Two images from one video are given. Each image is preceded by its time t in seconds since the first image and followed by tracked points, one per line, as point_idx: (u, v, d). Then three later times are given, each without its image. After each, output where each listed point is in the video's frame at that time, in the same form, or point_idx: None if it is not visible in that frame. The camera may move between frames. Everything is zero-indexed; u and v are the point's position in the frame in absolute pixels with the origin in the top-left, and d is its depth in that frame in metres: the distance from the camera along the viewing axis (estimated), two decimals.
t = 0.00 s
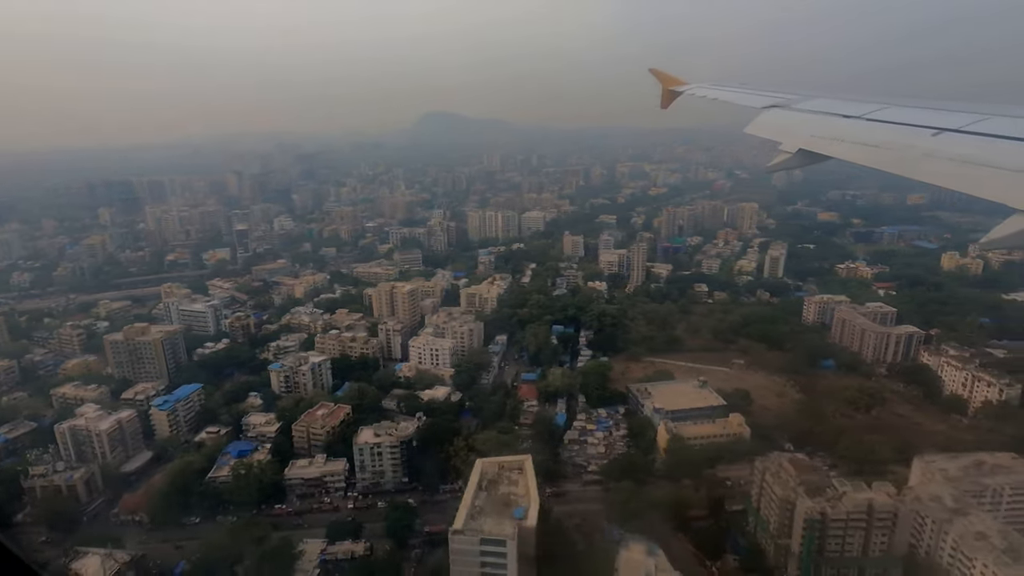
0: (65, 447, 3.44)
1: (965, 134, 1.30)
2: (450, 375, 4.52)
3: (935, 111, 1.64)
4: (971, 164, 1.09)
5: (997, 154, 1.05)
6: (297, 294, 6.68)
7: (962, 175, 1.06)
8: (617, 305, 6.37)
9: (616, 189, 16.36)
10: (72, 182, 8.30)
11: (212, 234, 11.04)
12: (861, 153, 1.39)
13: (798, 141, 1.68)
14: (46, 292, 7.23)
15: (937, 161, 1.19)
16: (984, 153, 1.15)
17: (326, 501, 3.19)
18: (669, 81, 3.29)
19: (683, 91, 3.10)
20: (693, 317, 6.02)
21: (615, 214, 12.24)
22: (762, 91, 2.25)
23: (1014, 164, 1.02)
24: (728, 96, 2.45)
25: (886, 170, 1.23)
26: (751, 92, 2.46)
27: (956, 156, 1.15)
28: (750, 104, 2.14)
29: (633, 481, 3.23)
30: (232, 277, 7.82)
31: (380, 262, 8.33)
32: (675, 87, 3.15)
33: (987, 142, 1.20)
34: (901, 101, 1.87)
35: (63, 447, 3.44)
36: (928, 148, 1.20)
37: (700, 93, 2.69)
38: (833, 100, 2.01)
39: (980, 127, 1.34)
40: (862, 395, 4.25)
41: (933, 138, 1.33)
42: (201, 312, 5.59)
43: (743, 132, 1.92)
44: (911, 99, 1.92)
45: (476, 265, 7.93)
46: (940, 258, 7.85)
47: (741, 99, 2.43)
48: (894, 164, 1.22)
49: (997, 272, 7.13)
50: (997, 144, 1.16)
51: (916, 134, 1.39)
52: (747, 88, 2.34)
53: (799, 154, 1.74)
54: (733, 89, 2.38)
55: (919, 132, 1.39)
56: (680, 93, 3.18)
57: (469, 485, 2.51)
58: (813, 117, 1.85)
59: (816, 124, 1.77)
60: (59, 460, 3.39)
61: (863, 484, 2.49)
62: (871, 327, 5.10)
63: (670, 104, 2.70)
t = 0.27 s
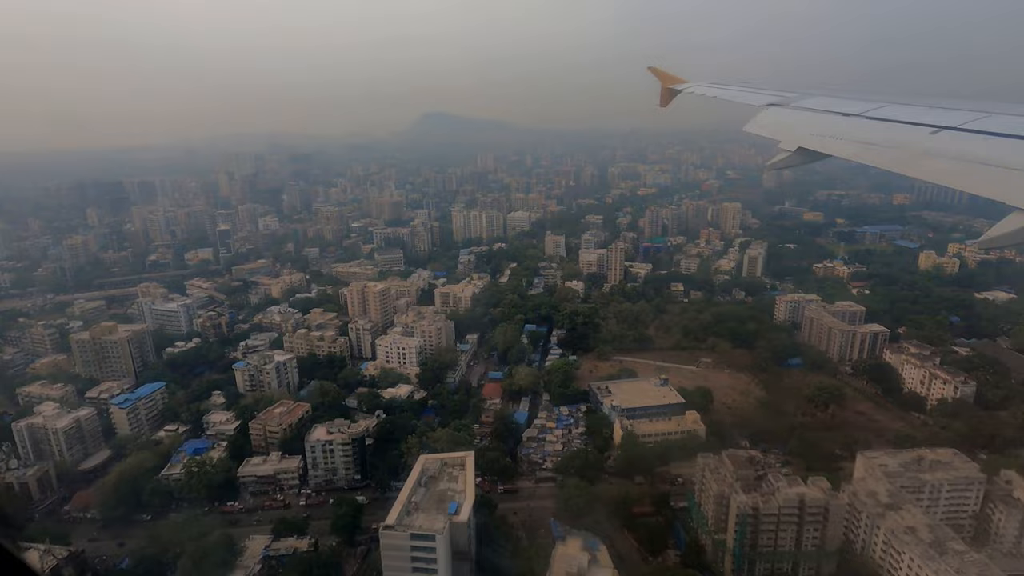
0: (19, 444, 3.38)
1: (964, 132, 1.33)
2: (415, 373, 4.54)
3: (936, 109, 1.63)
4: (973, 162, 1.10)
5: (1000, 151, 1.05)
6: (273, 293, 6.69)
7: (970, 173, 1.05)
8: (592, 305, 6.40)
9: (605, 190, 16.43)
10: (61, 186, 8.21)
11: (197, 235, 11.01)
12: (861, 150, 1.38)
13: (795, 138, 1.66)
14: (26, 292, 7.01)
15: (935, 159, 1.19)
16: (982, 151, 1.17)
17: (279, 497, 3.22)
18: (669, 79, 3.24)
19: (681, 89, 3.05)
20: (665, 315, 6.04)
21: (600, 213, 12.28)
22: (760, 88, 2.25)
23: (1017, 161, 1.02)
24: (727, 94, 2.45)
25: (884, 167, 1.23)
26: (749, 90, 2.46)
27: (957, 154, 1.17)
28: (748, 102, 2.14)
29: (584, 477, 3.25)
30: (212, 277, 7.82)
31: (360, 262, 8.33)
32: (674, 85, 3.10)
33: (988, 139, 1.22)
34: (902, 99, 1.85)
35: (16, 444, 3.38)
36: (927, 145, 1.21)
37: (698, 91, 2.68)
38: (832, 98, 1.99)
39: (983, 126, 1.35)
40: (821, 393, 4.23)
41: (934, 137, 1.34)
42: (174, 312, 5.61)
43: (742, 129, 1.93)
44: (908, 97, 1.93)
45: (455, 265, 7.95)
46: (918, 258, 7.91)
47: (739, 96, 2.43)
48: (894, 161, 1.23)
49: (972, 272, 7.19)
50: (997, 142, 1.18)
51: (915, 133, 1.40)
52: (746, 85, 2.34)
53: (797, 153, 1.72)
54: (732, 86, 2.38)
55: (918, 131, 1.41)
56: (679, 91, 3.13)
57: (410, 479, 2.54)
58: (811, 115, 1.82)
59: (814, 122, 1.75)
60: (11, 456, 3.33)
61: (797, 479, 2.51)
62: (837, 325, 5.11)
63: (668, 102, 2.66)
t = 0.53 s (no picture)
0: None
1: (961, 131, 1.29)
2: (381, 372, 4.56)
3: (936, 109, 1.60)
4: (973, 163, 1.04)
5: (999, 151, 0.99)
6: (250, 293, 6.71)
7: (967, 174, 0.99)
8: (567, 305, 6.42)
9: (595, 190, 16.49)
10: (52, 186, 8.07)
11: (184, 235, 10.97)
12: (852, 152, 1.34)
13: (793, 140, 1.64)
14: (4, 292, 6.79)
15: (926, 158, 1.17)
16: (974, 150, 1.14)
17: (233, 494, 3.22)
18: (666, 80, 3.26)
19: (680, 89, 3.07)
20: (639, 314, 6.08)
21: (587, 213, 12.31)
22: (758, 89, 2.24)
23: (1018, 162, 0.96)
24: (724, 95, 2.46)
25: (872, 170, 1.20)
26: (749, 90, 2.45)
27: (948, 152, 1.14)
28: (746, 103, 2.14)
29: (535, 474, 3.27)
30: (192, 277, 7.82)
31: (341, 262, 8.34)
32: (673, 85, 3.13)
33: (986, 140, 1.16)
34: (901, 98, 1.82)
35: None
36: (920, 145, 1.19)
37: (697, 92, 2.69)
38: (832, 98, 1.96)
39: (981, 125, 1.30)
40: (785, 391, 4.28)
41: (931, 137, 1.29)
42: (147, 311, 5.64)
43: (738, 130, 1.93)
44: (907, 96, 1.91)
45: (436, 265, 7.98)
46: (897, 258, 7.94)
47: (738, 97, 2.42)
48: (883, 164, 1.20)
49: (948, 272, 7.23)
50: (991, 140, 1.15)
51: (912, 133, 1.36)
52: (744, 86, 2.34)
53: (794, 155, 1.70)
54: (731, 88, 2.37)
55: (916, 131, 1.37)
56: (677, 92, 3.15)
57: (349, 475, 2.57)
58: (809, 116, 1.80)
59: (811, 122, 1.73)
60: None
61: (732, 474, 2.54)
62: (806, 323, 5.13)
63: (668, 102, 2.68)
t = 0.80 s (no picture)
0: None
1: (960, 134, 1.33)
2: (347, 371, 4.58)
3: (934, 109, 1.65)
4: (972, 165, 1.10)
5: (996, 154, 1.06)
6: (226, 292, 6.73)
7: (967, 175, 1.06)
8: (542, 304, 6.43)
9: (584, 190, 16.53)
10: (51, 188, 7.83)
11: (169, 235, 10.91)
12: (857, 154, 1.41)
13: (795, 143, 1.70)
14: None
15: (930, 162, 1.20)
16: (974, 152, 1.18)
17: (187, 491, 3.23)
18: (666, 82, 3.31)
19: (679, 92, 3.12)
20: (613, 313, 6.12)
21: (573, 213, 12.32)
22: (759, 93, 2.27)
23: (1016, 165, 1.02)
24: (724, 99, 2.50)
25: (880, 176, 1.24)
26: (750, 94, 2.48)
27: (949, 156, 1.18)
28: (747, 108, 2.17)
29: (487, 471, 3.29)
30: (171, 277, 7.81)
31: (321, 262, 8.34)
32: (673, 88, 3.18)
33: (983, 143, 1.22)
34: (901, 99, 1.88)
35: None
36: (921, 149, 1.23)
37: (698, 95, 2.71)
38: (831, 101, 2.02)
39: (980, 126, 1.36)
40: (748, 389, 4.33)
41: (930, 140, 1.35)
42: (119, 310, 5.67)
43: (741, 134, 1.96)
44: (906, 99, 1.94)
45: (416, 264, 8.00)
46: (874, 257, 7.98)
47: (739, 101, 2.45)
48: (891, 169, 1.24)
49: (924, 271, 7.26)
50: (991, 143, 1.19)
51: (913, 136, 1.40)
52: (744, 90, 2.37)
53: (795, 158, 1.75)
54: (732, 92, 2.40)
55: (917, 134, 1.41)
56: (676, 94, 3.20)
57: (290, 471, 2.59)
58: (810, 120, 1.86)
59: (810, 126, 1.79)
60: None
61: (670, 470, 2.56)
62: (772, 321, 5.17)
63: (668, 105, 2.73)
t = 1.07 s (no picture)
0: None
1: (960, 137, 1.30)
2: (312, 368, 4.61)
3: (929, 114, 1.64)
4: (971, 169, 1.08)
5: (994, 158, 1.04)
6: (202, 291, 6.74)
7: (964, 180, 1.05)
8: (517, 303, 6.45)
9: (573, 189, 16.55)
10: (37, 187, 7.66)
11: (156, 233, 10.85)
12: (855, 159, 1.38)
13: (793, 146, 1.67)
14: None
15: (929, 165, 1.18)
16: (972, 156, 1.16)
17: (139, 488, 3.25)
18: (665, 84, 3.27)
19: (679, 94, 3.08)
20: (586, 311, 6.14)
21: (559, 213, 12.33)
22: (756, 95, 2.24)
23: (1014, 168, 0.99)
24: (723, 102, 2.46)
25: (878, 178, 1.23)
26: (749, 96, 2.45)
27: (948, 160, 1.16)
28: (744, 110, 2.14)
29: (438, 467, 3.30)
30: (150, 276, 7.79)
31: (301, 261, 8.33)
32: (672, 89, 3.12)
33: (982, 147, 1.19)
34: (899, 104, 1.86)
35: None
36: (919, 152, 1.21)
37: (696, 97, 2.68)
38: (828, 105, 2.00)
39: (976, 130, 1.33)
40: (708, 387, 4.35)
41: (928, 143, 1.33)
42: (92, 308, 5.69)
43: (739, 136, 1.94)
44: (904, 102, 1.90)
45: (396, 263, 8.00)
46: (851, 255, 8.00)
47: (737, 102, 2.41)
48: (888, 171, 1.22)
49: (899, 270, 7.30)
50: (991, 148, 1.16)
51: (912, 139, 1.37)
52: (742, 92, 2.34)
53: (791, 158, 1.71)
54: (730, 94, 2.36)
55: (916, 137, 1.38)
56: (675, 97, 3.15)
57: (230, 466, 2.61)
58: (805, 122, 1.82)
59: (805, 128, 1.75)
60: None
61: (606, 465, 2.58)
62: (740, 319, 5.18)
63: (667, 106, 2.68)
